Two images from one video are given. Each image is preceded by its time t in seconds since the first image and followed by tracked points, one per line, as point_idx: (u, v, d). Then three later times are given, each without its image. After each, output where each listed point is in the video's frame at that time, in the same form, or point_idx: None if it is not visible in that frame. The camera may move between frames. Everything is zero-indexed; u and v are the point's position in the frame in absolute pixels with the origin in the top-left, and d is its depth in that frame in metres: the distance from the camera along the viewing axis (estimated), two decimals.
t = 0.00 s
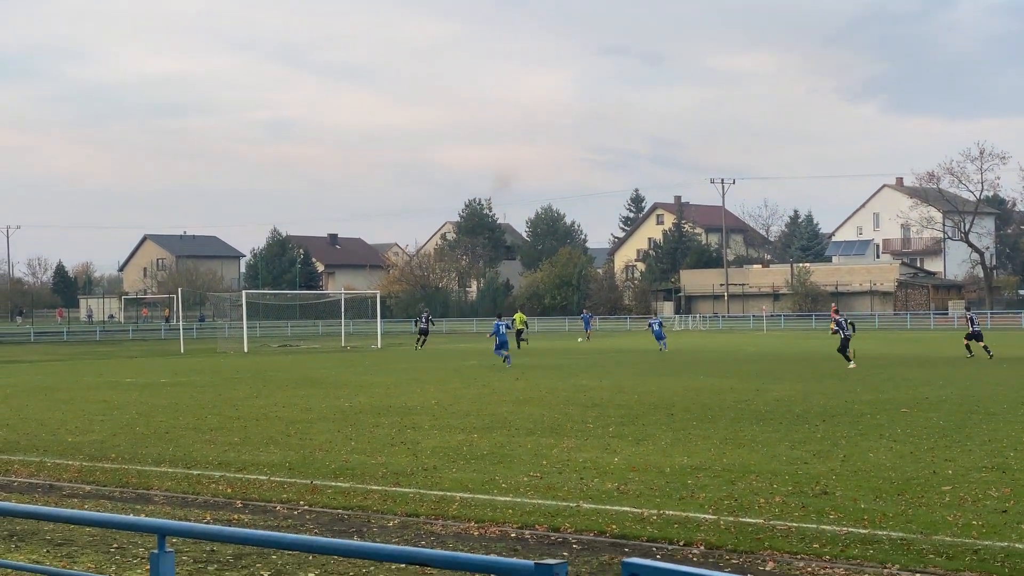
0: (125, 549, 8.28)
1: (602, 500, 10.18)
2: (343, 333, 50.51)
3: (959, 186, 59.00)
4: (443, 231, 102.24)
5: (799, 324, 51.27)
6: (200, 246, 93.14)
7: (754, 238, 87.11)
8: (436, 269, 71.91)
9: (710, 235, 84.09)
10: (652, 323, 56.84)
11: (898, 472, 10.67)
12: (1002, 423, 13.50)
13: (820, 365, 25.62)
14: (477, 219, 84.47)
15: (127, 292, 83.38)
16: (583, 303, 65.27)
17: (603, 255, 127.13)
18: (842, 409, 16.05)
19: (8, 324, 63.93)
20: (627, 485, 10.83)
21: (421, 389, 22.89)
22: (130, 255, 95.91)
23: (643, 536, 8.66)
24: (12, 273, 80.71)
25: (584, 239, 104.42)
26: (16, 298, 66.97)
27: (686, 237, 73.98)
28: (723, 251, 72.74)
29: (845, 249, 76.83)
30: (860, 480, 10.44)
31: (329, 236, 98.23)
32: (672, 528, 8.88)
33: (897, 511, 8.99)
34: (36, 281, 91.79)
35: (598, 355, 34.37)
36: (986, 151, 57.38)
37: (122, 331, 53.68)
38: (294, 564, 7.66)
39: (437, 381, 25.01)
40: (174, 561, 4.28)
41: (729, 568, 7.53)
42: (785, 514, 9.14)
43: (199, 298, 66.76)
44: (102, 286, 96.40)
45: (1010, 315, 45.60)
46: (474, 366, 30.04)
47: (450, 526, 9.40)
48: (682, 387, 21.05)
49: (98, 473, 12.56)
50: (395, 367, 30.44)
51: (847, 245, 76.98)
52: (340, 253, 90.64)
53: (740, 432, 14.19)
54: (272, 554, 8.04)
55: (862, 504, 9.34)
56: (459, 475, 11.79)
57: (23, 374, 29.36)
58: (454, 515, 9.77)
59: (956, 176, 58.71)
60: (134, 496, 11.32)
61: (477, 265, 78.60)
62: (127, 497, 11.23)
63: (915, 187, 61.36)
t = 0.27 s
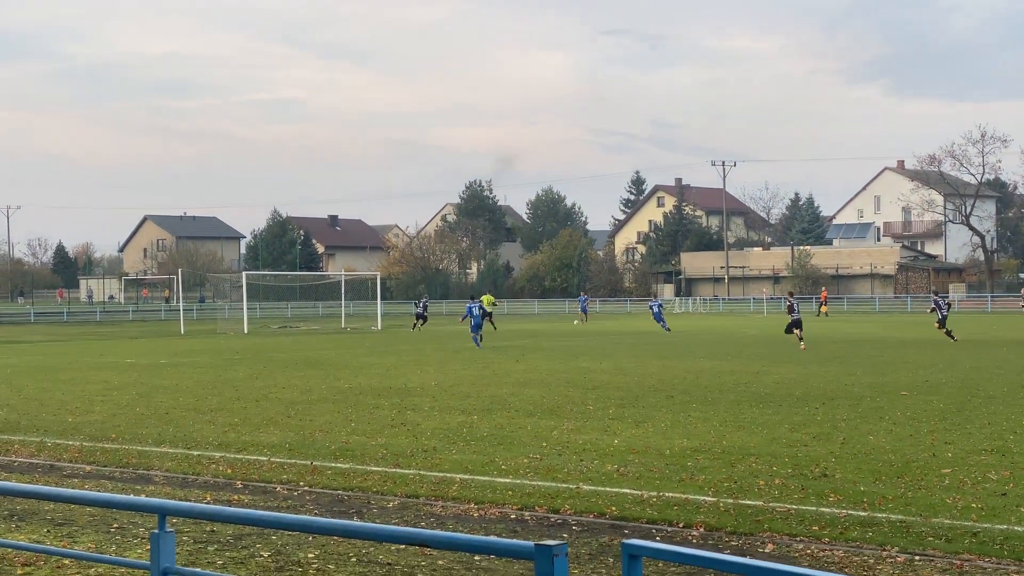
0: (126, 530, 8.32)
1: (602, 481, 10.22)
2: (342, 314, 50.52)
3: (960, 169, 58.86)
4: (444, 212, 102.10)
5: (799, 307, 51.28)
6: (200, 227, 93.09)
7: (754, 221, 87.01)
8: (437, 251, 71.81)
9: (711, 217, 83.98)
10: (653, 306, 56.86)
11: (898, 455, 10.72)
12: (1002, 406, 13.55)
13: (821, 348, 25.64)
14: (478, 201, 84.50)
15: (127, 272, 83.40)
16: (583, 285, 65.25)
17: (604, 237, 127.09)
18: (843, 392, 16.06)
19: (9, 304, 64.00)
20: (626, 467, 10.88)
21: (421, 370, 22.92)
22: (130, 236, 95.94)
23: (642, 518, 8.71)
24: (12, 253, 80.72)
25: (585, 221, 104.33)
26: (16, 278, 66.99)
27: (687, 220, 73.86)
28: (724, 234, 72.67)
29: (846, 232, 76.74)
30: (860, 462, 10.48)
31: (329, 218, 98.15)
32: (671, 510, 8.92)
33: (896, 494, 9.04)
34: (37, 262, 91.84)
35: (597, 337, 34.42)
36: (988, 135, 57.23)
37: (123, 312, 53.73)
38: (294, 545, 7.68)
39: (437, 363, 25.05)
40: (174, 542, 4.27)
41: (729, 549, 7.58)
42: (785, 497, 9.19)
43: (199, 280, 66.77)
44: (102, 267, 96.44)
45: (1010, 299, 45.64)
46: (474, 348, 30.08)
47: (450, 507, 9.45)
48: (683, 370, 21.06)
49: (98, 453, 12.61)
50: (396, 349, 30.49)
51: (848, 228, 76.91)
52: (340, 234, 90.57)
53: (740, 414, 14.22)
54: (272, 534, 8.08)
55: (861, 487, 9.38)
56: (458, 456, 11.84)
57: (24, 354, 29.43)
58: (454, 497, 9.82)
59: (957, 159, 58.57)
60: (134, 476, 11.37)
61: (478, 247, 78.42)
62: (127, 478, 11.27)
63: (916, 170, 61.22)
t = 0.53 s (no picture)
0: (128, 512, 8.37)
1: (602, 466, 10.25)
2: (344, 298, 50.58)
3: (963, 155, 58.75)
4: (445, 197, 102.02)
5: (800, 292, 51.33)
6: (201, 210, 93.04)
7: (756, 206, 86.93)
8: (438, 235, 71.78)
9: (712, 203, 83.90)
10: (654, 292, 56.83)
11: (899, 441, 10.76)
12: (1003, 393, 13.58)
13: (823, 334, 25.69)
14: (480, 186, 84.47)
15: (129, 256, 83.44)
16: (585, 270, 65.25)
17: (605, 223, 127.09)
18: (844, 378, 16.10)
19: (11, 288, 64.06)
20: (627, 452, 10.91)
21: (423, 354, 22.99)
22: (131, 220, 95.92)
23: (642, 503, 8.74)
24: (13, 237, 80.79)
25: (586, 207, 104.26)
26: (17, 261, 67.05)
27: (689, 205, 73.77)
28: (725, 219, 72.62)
29: (848, 218, 76.69)
30: (860, 448, 10.51)
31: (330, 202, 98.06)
32: (672, 495, 8.95)
33: (897, 479, 9.07)
34: (38, 246, 91.93)
35: (599, 322, 34.49)
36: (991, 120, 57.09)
37: (124, 296, 53.78)
38: (295, 528, 7.71)
39: (439, 347, 25.14)
40: (175, 524, 4.25)
41: (730, 534, 7.62)
42: (785, 482, 9.22)
43: (201, 264, 66.80)
44: (103, 250, 96.47)
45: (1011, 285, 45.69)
46: (475, 333, 30.12)
47: (450, 491, 9.49)
48: (685, 355, 21.13)
49: (101, 436, 12.64)
50: (397, 333, 30.57)
51: (850, 214, 76.85)
52: (341, 218, 90.54)
53: (741, 399, 14.25)
54: (273, 517, 8.12)
55: (862, 472, 9.41)
56: (459, 441, 11.88)
57: (26, 336, 29.50)
58: (455, 481, 9.86)
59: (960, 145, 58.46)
60: (136, 459, 11.41)
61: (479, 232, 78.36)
62: (129, 460, 11.32)
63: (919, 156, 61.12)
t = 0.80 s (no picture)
0: (131, 500, 8.41)
1: (605, 456, 10.29)
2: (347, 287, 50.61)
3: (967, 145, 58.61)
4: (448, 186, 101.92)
5: (803, 282, 51.34)
6: (204, 198, 93.04)
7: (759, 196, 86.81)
8: (441, 225, 71.74)
9: (716, 192, 83.76)
10: (657, 282, 56.82)
11: (902, 431, 10.78)
12: (1006, 383, 13.60)
13: (825, 323, 25.72)
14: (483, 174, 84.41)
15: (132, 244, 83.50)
16: (588, 259, 65.23)
17: (608, 212, 127.06)
18: (847, 368, 16.12)
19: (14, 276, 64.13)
20: (630, 441, 10.95)
21: (426, 343, 23.04)
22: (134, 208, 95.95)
23: (645, 492, 8.78)
24: (16, 224, 80.80)
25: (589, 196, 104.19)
26: (20, 249, 67.04)
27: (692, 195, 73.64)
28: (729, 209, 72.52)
29: (851, 208, 76.58)
30: (863, 438, 10.54)
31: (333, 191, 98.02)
32: (675, 485, 8.98)
33: (900, 469, 9.10)
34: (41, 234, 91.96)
35: (602, 311, 34.53)
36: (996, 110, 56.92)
37: (127, 284, 53.84)
38: (298, 516, 7.75)
39: (442, 335, 25.19)
40: (179, 511, 4.28)
41: (733, 523, 7.65)
42: (788, 471, 9.25)
43: (204, 252, 66.84)
44: (106, 238, 96.55)
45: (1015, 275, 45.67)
46: (478, 322, 30.07)
47: (453, 480, 9.52)
48: (687, 344, 21.16)
49: (104, 424, 12.69)
50: (400, 322, 30.63)
51: (853, 204, 76.73)
52: (344, 207, 90.53)
53: (743, 389, 14.27)
54: (277, 506, 8.16)
55: (865, 462, 9.44)
56: (462, 430, 11.91)
57: (30, 324, 29.55)
58: (457, 470, 9.90)
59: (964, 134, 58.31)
60: (139, 447, 11.45)
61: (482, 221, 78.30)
62: (131, 449, 11.34)
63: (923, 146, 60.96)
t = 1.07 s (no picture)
0: (135, 494, 8.46)
1: (609, 450, 10.32)
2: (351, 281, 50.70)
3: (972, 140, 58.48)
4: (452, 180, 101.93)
5: (807, 277, 51.35)
6: (209, 192, 93.14)
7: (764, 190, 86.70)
8: (445, 219, 71.75)
9: (720, 187, 83.65)
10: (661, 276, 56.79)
11: (906, 426, 10.78)
12: (1010, 378, 13.60)
13: (829, 318, 25.75)
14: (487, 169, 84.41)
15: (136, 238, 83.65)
16: (592, 254, 65.21)
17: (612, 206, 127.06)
18: (851, 362, 16.12)
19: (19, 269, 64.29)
20: (634, 436, 10.97)
21: (430, 337, 23.10)
22: (139, 202, 96.09)
23: (649, 486, 8.80)
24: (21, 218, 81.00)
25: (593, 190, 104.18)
26: (26, 243, 67.25)
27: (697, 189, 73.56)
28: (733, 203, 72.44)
29: (856, 203, 76.47)
30: (867, 433, 10.55)
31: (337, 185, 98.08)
32: (679, 479, 9.00)
33: (904, 464, 9.11)
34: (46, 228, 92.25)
35: (606, 306, 34.59)
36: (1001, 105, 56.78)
37: (132, 278, 53.95)
38: (302, 510, 7.78)
39: (446, 330, 25.27)
40: (183, 505, 4.30)
41: (737, 518, 7.67)
42: (792, 466, 9.26)
43: (208, 246, 66.93)
44: (111, 232, 96.72)
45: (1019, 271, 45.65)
46: (482, 317, 30.11)
47: (457, 474, 9.56)
48: (691, 339, 21.19)
49: (108, 418, 12.74)
50: (405, 316, 30.71)
51: (858, 199, 76.62)
52: (348, 201, 90.59)
53: (747, 384, 14.28)
54: (281, 500, 8.20)
55: (869, 457, 9.45)
56: (466, 424, 11.95)
57: (35, 318, 29.67)
58: (461, 464, 9.93)
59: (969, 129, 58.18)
60: (143, 441, 11.50)
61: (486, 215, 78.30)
62: (136, 442, 11.40)
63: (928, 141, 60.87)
